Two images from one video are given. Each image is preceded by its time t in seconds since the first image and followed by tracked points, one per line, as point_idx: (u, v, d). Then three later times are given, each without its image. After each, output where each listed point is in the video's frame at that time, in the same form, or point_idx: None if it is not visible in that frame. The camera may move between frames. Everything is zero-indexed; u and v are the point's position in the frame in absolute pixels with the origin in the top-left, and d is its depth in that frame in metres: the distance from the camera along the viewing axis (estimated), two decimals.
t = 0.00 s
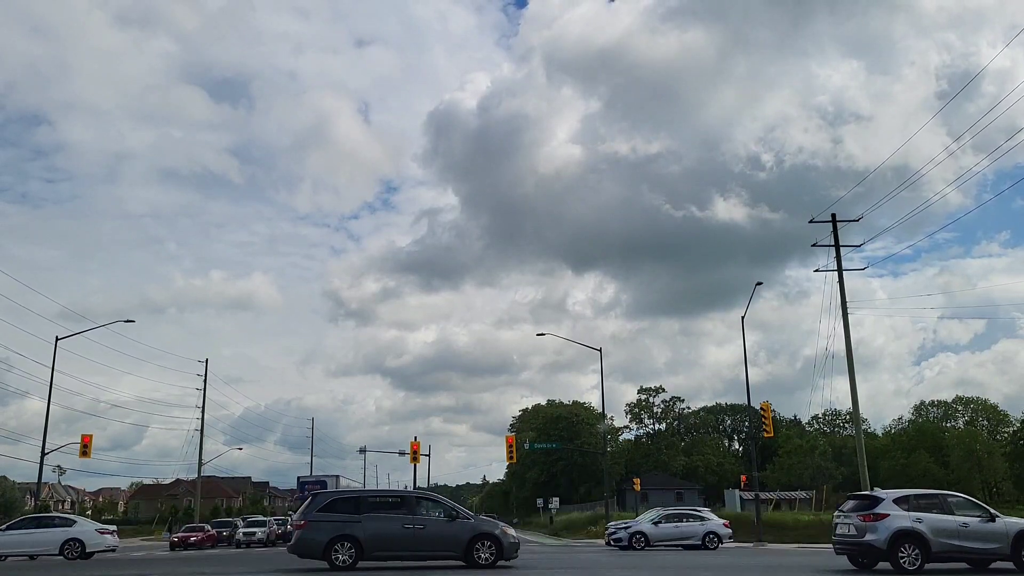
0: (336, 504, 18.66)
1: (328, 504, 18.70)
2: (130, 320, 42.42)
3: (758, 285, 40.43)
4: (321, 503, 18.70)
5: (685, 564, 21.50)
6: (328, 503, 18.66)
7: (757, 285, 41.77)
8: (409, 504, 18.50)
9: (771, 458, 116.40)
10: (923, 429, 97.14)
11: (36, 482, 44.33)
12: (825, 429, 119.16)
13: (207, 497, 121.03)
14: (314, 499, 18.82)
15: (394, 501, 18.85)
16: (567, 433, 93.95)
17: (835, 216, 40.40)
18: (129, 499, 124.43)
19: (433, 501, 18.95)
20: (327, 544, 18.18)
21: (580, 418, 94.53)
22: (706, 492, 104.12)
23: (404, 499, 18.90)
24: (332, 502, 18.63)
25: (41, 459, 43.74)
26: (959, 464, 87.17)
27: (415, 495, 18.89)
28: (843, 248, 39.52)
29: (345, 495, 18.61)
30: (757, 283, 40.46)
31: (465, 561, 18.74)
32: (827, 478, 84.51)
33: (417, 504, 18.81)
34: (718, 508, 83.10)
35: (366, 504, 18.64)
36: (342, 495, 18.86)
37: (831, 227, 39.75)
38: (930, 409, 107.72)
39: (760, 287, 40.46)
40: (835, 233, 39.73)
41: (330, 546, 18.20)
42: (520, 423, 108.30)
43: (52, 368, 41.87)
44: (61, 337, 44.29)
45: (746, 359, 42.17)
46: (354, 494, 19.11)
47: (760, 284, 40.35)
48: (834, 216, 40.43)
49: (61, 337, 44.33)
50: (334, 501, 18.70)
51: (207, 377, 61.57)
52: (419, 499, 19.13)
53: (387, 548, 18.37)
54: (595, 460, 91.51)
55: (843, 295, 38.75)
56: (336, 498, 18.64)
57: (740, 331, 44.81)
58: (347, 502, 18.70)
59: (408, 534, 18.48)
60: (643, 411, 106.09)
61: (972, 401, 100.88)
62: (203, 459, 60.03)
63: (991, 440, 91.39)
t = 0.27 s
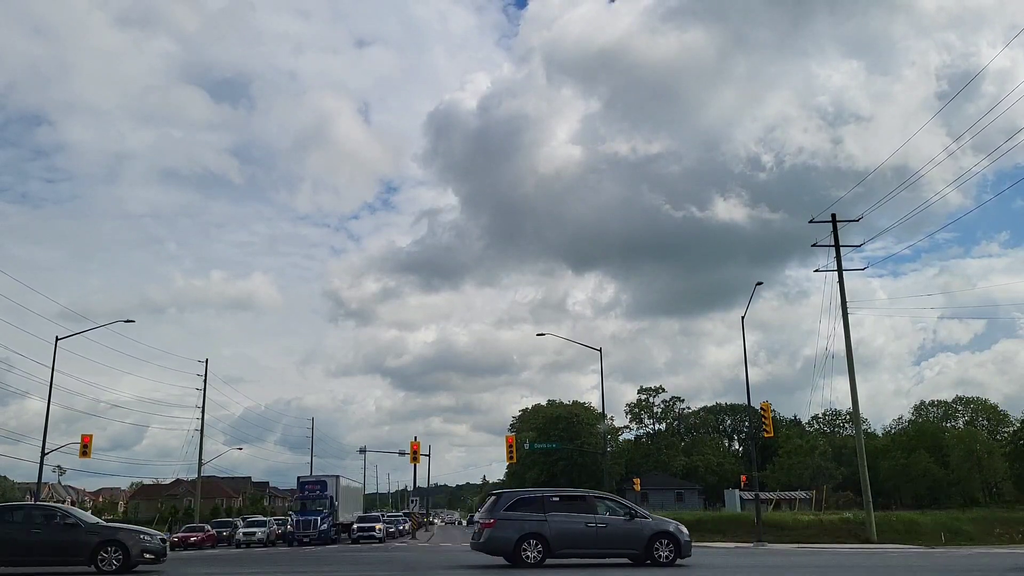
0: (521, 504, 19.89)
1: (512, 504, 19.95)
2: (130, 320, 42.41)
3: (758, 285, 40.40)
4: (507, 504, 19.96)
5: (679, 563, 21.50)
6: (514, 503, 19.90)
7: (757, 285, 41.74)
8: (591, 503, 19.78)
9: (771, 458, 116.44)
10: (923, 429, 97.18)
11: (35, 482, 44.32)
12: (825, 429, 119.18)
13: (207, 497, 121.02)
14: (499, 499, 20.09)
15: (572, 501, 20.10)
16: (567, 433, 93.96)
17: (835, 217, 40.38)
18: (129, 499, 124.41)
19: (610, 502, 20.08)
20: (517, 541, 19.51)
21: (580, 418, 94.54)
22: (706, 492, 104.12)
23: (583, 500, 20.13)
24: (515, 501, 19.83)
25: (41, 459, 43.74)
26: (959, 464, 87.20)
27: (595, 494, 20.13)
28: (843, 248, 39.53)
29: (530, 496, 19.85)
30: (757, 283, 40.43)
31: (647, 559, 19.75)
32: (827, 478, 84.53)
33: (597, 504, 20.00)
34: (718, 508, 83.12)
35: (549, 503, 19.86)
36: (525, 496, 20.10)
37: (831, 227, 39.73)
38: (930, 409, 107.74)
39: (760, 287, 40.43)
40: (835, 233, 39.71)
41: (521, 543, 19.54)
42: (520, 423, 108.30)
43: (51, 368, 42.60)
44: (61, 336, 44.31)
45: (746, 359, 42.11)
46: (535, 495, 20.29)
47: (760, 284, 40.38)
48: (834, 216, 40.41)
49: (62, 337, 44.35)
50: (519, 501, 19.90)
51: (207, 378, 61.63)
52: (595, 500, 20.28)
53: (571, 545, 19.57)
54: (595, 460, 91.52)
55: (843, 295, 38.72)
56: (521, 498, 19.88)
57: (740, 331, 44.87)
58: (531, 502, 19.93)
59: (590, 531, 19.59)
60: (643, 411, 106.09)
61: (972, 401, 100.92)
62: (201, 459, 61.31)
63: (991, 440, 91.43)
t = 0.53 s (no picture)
0: (697, 505, 19.89)
1: (689, 504, 19.97)
2: (129, 320, 42.39)
3: (757, 285, 40.38)
4: (683, 504, 19.94)
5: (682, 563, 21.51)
6: (691, 503, 19.89)
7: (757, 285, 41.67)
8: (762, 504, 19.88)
9: (771, 458, 116.48)
10: (923, 429, 97.15)
11: (35, 482, 44.29)
12: (825, 429, 119.17)
13: (207, 497, 121.02)
14: (676, 499, 20.02)
15: (745, 501, 20.14)
16: (567, 433, 93.93)
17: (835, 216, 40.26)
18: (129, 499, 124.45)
19: (782, 501, 20.19)
20: (696, 541, 19.53)
21: (580, 418, 94.50)
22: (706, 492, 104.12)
23: (755, 500, 20.22)
24: (691, 502, 19.84)
25: (40, 460, 43.72)
26: (959, 464, 87.14)
27: (763, 495, 20.19)
28: (843, 248, 39.53)
29: (707, 497, 19.84)
30: (757, 283, 40.41)
31: (817, 557, 20.03)
32: (827, 478, 84.50)
33: (767, 504, 20.13)
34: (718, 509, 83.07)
35: (724, 504, 19.91)
36: (702, 495, 20.15)
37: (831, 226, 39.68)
38: (930, 409, 107.71)
39: (760, 286, 40.38)
40: (835, 232, 39.65)
41: (701, 542, 19.61)
42: (520, 423, 108.27)
43: (52, 367, 43.58)
44: (61, 337, 44.31)
45: (746, 359, 42.08)
46: (707, 494, 20.33)
47: (760, 283, 40.33)
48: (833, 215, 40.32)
49: (62, 337, 44.35)
50: (696, 501, 19.91)
51: (207, 376, 61.63)
52: (766, 500, 20.40)
53: (747, 544, 19.70)
54: (595, 460, 91.46)
55: (843, 295, 38.67)
56: (698, 498, 19.87)
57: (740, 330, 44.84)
58: (706, 503, 19.95)
59: (765, 530, 19.73)
60: (643, 411, 106.00)
61: (972, 401, 100.91)
62: (202, 460, 58.74)
63: (991, 440, 91.38)
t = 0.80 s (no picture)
0: (867, 505, 20.19)
1: (858, 504, 20.28)
2: (129, 320, 42.36)
3: (757, 285, 40.34)
4: (852, 504, 20.29)
5: (686, 564, 21.42)
6: (860, 504, 20.21)
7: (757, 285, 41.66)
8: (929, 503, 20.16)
9: (771, 458, 116.48)
10: (923, 429, 97.14)
11: (35, 483, 44.28)
12: (825, 429, 119.19)
13: (207, 497, 121.01)
14: (843, 499, 20.41)
15: (909, 501, 20.42)
16: (567, 433, 93.96)
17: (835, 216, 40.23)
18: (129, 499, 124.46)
19: (942, 501, 20.42)
20: (867, 540, 19.87)
21: (580, 417, 94.51)
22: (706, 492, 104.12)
23: (918, 500, 20.48)
24: (862, 502, 20.16)
25: (41, 460, 43.72)
26: (959, 464, 87.12)
27: (927, 496, 20.49)
28: (843, 248, 39.51)
29: (877, 496, 20.15)
30: (757, 283, 40.38)
31: (981, 555, 20.16)
32: (827, 478, 84.51)
33: (930, 504, 20.39)
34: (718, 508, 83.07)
35: (891, 503, 20.19)
36: (868, 496, 20.45)
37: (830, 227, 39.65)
38: (930, 409, 107.72)
39: (760, 286, 40.36)
40: (835, 232, 39.61)
41: (871, 542, 19.91)
42: (520, 423, 108.31)
43: (52, 369, 45.31)
44: (61, 337, 44.26)
45: (746, 359, 42.06)
46: (872, 495, 20.60)
47: (760, 283, 40.32)
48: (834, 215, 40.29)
49: (62, 337, 44.34)
50: (865, 501, 20.22)
51: (206, 377, 61.57)
52: (927, 500, 20.64)
53: (917, 543, 19.90)
54: (595, 460, 91.48)
55: (842, 295, 38.68)
56: (865, 499, 20.19)
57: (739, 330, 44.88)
58: (874, 503, 20.24)
59: (932, 528, 19.98)
60: (643, 411, 106.03)
61: (972, 401, 100.93)
62: (201, 460, 60.91)
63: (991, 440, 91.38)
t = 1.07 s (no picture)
0: None
1: (1019, 505, 21.26)
2: (129, 320, 42.29)
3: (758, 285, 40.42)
4: (1012, 505, 21.30)
5: (690, 565, 21.33)
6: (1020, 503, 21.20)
7: (758, 285, 41.69)
8: None
9: (771, 458, 116.54)
10: (923, 429, 97.18)
11: (36, 483, 44.31)
12: (825, 429, 119.24)
13: (207, 497, 121.03)
14: (1004, 501, 21.44)
15: None
16: (567, 433, 94.01)
17: (836, 216, 40.27)
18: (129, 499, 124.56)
19: None
20: None
21: (580, 417, 94.54)
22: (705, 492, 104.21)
23: None
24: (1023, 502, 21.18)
25: (41, 460, 43.75)
26: (959, 464, 87.18)
27: None
28: (843, 248, 39.55)
29: None
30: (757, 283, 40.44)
31: None
32: (827, 478, 84.58)
33: None
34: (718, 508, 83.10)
35: None
36: None
37: (831, 227, 39.70)
38: (930, 409, 107.76)
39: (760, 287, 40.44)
40: (835, 233, 39.66)
41: None
42: (520, 423, 108.41)
43: (51, 368, 43.69)
44: (61, 337, 44.14)
45: (747, 359, 42.11)
46: None
47: (760, 283, 40.33)
48: (835, 216, 40.32)
49: (62, 337, 44.27)
50: None
51: (207, 376, 61.57)
52: None
53: None
54: (595, 460, 91.52)
55: (843, 295, 38.73)
56: None
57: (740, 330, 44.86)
58: None
59: None
60: (643, 411, 106.09)
61: (972, 401, 100.97)
62: (201, 460, 56.92)
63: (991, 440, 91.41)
